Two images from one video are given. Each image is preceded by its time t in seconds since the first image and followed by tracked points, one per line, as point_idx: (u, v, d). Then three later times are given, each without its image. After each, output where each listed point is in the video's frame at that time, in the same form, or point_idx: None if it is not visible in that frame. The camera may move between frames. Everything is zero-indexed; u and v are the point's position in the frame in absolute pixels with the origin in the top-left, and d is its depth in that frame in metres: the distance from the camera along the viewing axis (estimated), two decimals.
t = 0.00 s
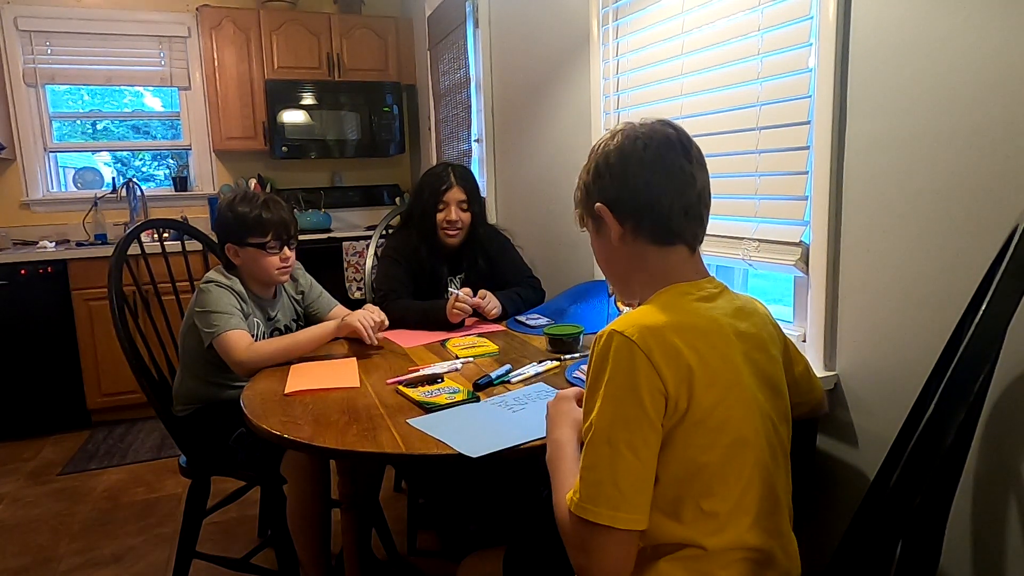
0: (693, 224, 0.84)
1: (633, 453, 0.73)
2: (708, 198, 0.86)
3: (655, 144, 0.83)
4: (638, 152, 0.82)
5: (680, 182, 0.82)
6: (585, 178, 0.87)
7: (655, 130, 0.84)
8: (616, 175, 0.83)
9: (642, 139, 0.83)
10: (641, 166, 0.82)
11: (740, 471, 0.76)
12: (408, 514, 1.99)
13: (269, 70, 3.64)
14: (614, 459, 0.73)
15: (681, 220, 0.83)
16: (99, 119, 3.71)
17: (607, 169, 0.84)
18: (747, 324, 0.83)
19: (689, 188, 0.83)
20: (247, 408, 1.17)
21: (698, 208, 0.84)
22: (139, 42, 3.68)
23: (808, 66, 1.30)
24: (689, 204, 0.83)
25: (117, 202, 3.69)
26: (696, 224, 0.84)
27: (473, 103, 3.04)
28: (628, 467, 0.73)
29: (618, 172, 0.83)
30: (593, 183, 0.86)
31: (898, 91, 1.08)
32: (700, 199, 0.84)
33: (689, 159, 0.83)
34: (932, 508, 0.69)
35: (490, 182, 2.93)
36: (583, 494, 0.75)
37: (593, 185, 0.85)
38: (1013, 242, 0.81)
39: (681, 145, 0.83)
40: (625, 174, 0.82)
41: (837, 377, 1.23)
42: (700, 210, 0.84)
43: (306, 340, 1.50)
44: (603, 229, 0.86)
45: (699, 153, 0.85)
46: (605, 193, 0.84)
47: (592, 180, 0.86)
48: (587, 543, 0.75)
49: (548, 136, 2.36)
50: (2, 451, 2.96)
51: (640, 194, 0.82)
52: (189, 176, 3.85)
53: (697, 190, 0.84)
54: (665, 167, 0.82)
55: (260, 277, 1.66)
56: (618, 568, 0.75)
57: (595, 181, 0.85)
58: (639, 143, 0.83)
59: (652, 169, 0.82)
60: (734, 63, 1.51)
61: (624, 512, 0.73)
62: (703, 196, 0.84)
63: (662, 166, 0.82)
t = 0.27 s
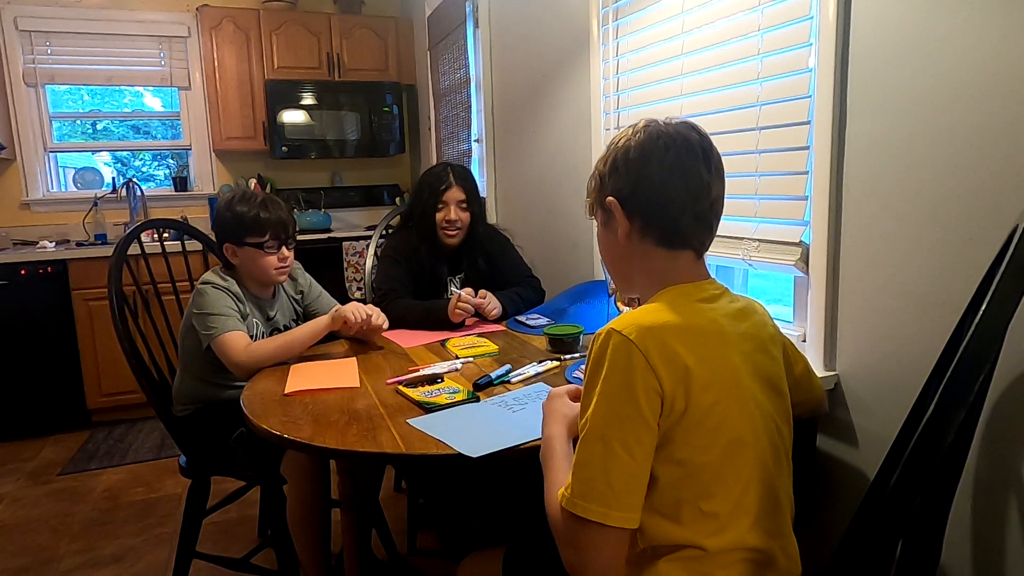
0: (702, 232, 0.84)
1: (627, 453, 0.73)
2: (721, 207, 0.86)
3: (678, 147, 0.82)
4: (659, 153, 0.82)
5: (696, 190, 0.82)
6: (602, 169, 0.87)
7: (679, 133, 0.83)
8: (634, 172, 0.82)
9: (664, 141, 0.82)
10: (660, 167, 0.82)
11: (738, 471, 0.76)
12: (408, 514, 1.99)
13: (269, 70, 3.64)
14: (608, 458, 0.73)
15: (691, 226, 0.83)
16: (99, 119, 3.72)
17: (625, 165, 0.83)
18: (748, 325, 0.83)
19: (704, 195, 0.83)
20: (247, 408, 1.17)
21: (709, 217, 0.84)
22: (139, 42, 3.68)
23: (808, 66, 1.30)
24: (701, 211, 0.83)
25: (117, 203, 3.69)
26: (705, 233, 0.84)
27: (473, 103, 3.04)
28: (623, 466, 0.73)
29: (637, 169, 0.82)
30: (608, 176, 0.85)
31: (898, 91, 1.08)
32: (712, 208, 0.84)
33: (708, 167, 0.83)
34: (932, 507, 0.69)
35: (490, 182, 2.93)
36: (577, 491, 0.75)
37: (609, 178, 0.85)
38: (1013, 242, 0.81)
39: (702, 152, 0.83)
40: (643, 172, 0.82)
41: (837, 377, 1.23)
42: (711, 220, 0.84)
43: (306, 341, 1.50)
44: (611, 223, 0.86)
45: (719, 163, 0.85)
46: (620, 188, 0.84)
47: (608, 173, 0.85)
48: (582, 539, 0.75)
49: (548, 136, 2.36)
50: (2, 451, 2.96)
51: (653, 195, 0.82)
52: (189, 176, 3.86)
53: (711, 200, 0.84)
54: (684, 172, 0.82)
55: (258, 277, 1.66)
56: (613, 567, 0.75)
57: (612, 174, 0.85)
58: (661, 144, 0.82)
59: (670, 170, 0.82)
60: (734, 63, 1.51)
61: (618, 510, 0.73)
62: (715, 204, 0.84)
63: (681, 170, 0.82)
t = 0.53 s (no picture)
0: (705, 238, 0.84)
1: (639, 460, 0.73)
2: (723, 213, 0.87)
3: (686, 152, 0.82)
4: (667, 157, 0.82)
5: (702, 198, 0.83)
6: (607, 169, 0.86)
7: (687, 138, 0.83)
8: (641, 174, 0.82)
9: (674, 146, 0.82)
10: (667, 171, 0.82)
11: (746, 473, 0.76)
12: (407, 514, 1.99)
13: (269, 70, 3.64)
14: (619, 465, 0.73)
15: (694, 231, 0.83)
16: (99, 119, 3.72)
17: (632, 166, 0.83)
18: (750, 327, 0.83)
19: (708, 202, 0.83)
20: (247, 407, 1.17)
21: (712, 223, 0.85)
22: (139, 42, 3.68)
23: (808, 66, 1.30)
24: (705, 217, 0.83)
25: (117, 202, 3.69)
26: (707, 239, 0.85)
27: (473, 103, 3.04)
28: (635, 473, 0.73)
29: (644, 172, 0.82)
30: (613, 175, 0.85)
31: (898, 91, 1.08)
32: (715, 214, 0.85)
33: (714, 174, 0.84)
34: (932, 507, 0.69)
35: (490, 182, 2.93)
36: (588, 499, 0.75)
37: (614, 179, 0.84)
38: (1013, 242, 0.81)
39: (710, 158, 0.83)
40: (651, 176, 0.82)
41: (837, 377, 1.23)
42: (713, 227, 0.85)
43: (306, 341, 1.50)
44: (613, 224, 0.86)
45: (724, 171, 0.85)
46: (625, 189, 0.83)
47: (614, 172, 0.85)
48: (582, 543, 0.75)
49: (548, 136, 2.36)
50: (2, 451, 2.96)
51: (660, 201, 0.82)
52: (189, 176, 3.86)
53: (714, 208, 0.84)
54: (691, 178, 0.82)
55: (253, 277, 1.66)
56: (618, 569, 0.75)
57: (618, 175, 0.84)
58: (670, 149, 0.82)
59: (678, 176, 0.82)
60: (734, 63, 1.51)
61: (630, 517, 0.73)
62: (718, 211, 0.85)
63: (688, 175, 0.82)
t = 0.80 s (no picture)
0: (705, 238, 0.84)
1: (642, 464, 0.73)
2: (723, 214, 0.87)
3: (686, 153, 0.82)
4: (667, 158, 0.82)
5: (702, 198, 0.83)
6: (607, 170, 0.86)
7: (687, 139, 0.83)
8: (642, 175, 0.82)
9: (674, 147, 0.82)
10: (667, 172, 0.82)
11: (749, 474, 0.76)
12: (408, 514, 1.99)
13: (269, 70, 3.64)
14: (623, 470, 0.73)
15: (695, 231, 0.83)
16: (99, 119, 3.72)
17: (632, 167, 0.83)
18: (749, 328, 0.83)
19: (709, 202, 0.83)
20: (246, 408, 1.17)
21: (712, 223, 0.84)
22: (139, 43, 3.68)
23: (808, 66, 1.30)
24: (705, 218, 0.83)
25: (117, 203, 3.69)
26: (707, 239, 0.84)
27: (473, 103, 3.04)
28: (639, 477, 0.73)
29: (644, 173, 0.82)
30: (613, 176, 0.85)
31: (898, 91, 1.08)
32: (715, 214, 0.85)
33: (714, 174, 0.84)
34: (932, 508, 0.69)
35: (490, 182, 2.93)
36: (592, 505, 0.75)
37: (615, 180, 0.84)
38: (1013, 242, 0.81)
39: (709, 159, 0.83)
40: (651, 177, 0.82)
41: (837, 377, 1.23)
42: (713, 227, 0.85)
43: (307, 341, 1.50)
44: (613, 224, 0.86)
45: (724, 171, 0.85)
46: (625, 190, 0.83)
47: (614, 173, 0.85)
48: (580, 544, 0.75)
49: (548, 136, 2.36)
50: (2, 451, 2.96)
51: (659, 201, 0.82)
52: (189, 176, 3.85)
53: (714, 208, 0.84)
54: (691, 179, 0.82)
55: (253, 277, 1.66)
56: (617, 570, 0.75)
57: (618, 175, 0.84)
58: (670, 150, 0.82)
59: (678, 176, 0.82)
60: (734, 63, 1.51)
61: (635, 522, 0.73)
62: (718, 211, 0.85)
63: (688, 176, 0.82)
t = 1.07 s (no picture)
0: (704, 238, 0.84)
1: (638, 462, 0.73)
2: (721, 214, 0.86)
3: (684, 154, 0.82)
4: (665, 159, 0.82)
5: (700, 199, 0.82)
6: (606, 171, 0.86)
7: (685, 140, 0.83)
8: (640, 176, 0.82)
9: (671, 148, 0.82)
10: (665, 173, 0.82)
11: (746, 473, 0.76)
12: (407, 514, 1.99)
13: (269, 70, 3.64)
14: (619, 468, 0.73)
15: (693, 232, 0.83)
16: (99, 119, 3.72)
17: (631, 168, 0.83)
18: (747, 327, 0.83)
19: (707, 202, 0.83)
20: (246, 407, 1.17)
21: (711, 223, 0.84)
22: (139, 43, 3.68)
23: (808, 66, 1.30)
24: (704, 219, 0.83)
25: (116, 203, 3.69)
26: (706, 239, 0.84)
27: (473, 102, 3.04)
28: (635, 476, 0.73)
29: (642, 174, 0.82)
30: (613, 177, 0.85)
31: (898, 90, 1.08)
32: (714, 214, 0.84)
33: (712, 175, 0.84)
34: (932, 508, 0.69)
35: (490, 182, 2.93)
36: (589, 503, 0.75)
37: (614, 181, 0.84)
38: (1013, 242, 0.81)
39: (708, 160, 0.83)
40: (649, 178, 0.82)
41: (837, 377, 1.23)
42: (712, 228, 0.85)
43: (307, 341, 1.50)
44: (613, 225, 0.86)
45: (722, 172, 0.85)
46: (624, 192, 0.83)
47: (613, 174, 0.85)
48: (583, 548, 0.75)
49: (548, 136, 2.36)
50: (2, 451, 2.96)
51: (657, 202, 0.82)
52: (189, 176, 3.85)
53: (713, 208, 0.84)
54: (689, 180, 0.82)
55: (254, 277, 1.66)
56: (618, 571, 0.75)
57: (617, 176, 0.84)
58: (668, 151, 0.82)
59: (676, 176, 0.82)
60: (734, 63, 1.51)
61: (631, 520, 0.73)
62: (717, 211, 0.85)
63: (686, 177, 0.82)
